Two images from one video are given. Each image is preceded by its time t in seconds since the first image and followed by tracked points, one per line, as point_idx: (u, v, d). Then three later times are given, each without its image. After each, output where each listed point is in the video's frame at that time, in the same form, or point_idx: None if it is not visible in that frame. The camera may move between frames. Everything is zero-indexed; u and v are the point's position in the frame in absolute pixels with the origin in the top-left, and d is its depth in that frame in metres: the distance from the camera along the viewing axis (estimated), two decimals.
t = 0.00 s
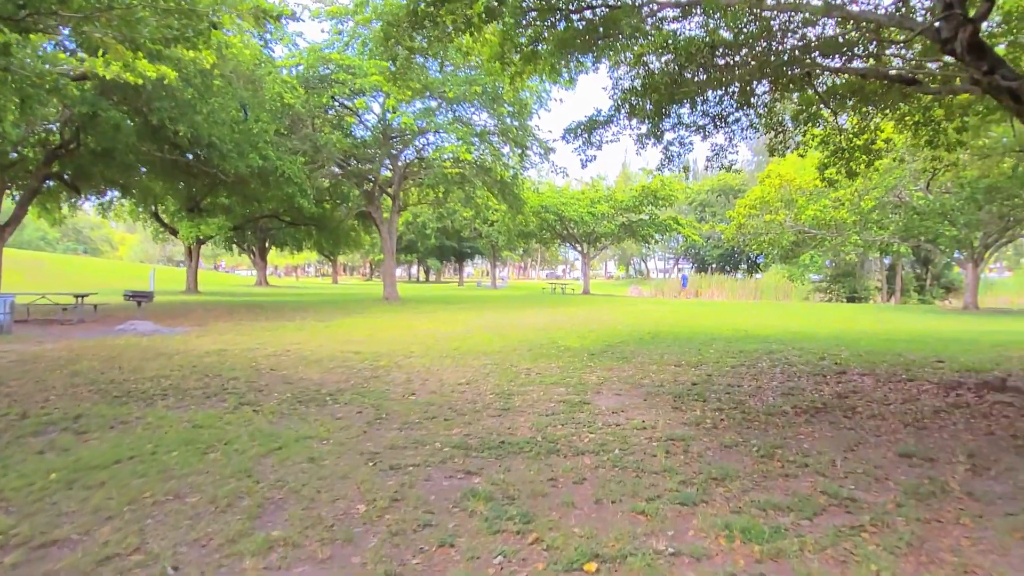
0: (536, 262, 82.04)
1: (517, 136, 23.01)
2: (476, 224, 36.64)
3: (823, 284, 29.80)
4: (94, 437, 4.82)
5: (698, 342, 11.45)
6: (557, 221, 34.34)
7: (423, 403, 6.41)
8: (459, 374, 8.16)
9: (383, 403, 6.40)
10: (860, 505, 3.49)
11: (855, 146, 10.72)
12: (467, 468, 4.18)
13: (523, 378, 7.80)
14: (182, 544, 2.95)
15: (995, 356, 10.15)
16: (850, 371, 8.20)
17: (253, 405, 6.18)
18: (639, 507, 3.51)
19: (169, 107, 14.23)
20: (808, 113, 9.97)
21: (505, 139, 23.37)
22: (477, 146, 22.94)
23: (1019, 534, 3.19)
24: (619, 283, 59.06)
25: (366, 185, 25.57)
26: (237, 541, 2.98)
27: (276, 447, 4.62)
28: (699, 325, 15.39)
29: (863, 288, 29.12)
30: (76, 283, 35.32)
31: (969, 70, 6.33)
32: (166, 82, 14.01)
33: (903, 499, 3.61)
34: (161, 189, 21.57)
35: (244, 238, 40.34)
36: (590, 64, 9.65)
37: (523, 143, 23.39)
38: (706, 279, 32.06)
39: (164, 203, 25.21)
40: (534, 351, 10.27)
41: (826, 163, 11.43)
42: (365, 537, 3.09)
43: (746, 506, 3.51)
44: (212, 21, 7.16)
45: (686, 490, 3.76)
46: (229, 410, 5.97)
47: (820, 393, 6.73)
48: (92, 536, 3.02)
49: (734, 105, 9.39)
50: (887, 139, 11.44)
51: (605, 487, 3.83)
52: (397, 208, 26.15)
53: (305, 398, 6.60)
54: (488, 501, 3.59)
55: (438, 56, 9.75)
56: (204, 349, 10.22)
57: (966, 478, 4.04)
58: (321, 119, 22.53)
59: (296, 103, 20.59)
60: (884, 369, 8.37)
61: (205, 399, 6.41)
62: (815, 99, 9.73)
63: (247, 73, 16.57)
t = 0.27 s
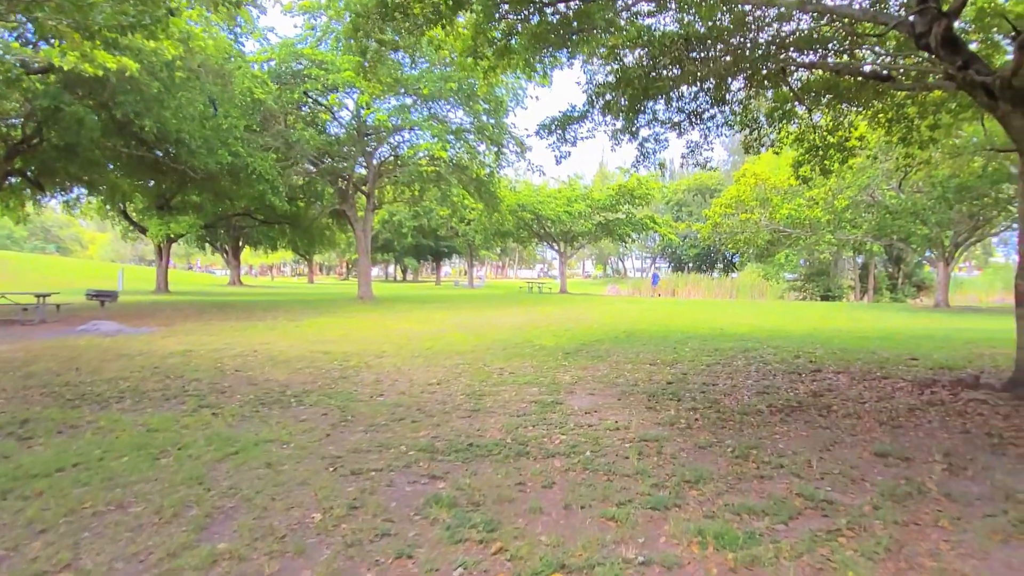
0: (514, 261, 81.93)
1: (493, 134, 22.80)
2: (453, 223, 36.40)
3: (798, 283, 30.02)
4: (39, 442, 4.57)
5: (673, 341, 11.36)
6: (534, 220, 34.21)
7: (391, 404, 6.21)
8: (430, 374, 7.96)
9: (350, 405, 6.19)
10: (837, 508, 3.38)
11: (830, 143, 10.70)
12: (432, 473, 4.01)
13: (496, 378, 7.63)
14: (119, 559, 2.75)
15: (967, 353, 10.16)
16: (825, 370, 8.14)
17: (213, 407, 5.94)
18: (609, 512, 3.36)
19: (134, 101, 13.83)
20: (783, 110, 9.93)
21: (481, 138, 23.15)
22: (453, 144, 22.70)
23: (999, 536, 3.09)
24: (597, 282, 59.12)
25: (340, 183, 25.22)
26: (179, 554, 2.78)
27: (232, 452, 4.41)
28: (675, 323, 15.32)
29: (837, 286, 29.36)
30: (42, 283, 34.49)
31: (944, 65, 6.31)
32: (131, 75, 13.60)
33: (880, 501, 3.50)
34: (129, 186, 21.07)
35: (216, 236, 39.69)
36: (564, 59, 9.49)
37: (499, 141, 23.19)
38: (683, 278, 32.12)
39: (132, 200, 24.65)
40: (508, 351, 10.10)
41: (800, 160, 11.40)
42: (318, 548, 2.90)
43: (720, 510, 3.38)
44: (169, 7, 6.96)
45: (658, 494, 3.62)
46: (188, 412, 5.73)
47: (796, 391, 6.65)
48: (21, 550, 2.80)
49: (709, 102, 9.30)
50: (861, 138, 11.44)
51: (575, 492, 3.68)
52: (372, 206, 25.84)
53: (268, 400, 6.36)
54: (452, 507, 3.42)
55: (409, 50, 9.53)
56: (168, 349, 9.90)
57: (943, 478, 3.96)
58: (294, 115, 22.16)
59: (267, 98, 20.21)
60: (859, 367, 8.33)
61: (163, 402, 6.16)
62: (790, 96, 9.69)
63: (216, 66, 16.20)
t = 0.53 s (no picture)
0: (495, 263, 81.72)
1: (472, 135, 22.58)
2: (432, 224, 36.16)
3: (776, 285, 30.22)
4: None
5: (651, 344, 11.25)
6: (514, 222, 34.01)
7: (359, 412, 6.01)
8: (403, 380, 7.76)
9: (318, 413, 5.99)
10: (814, 524, 3.27)
11: (807, 146, 10.67)
12: (396, 486, 3.85)
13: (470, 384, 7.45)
14: None
15: (942, 357, 10.15)
16: (802, 374, 8.09)
17: (174, 416, 5.73)
18: (580, 530, 3.21)
19: (102, 98, 13.47)
20: (760, 113, 9.90)
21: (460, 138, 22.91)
22: (431, 144, 22.47)
23: (978, 552, 2.99)
24: (577, 284, 59.08)
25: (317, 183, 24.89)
26: None
27: (188, 465, 4.21)
28: (653, 326, 15.24)
29: (814, 289, 29.52)
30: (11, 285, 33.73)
31: (921, 68, 6.25)
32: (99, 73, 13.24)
33: (857, 515, 3.40)
34: (100, 186, 20.61)
35: (192, 237, 39.11)
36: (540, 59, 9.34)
37: (478, 142, 22.99)
38: (662, 280, 32.14)
39: (104, 200, 24.17)
40: (483, 355, 9.93)
41: (778, 163, 11.36)
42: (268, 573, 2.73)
43: (693, 527, 3.25)
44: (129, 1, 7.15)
45: (632, 510, 3.48)
46: (147, 421, 5.52)
47: (772, 397, 6.57)
48: None
49: (687, 103, 9.20)
50: (838, 141, 11.41)
51: (543, 507, 3.53)
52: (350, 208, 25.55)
53: (233, 408, 6.15)
54: (414, 525, 3.26)
55: (383, 48, 9.35)
56: (133, 354, 9.62)
57: (921, 489, 3.87)
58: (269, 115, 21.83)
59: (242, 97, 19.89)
60: (835, 372, 8.29)
61: (122, 410, 5.93)
62: (767, 98, 9.64)
63: (188, 63, 15.86)
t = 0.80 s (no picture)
0: (465, 261, 81.41)
1: (440, 131, 22.34)
2: (401, 221, 35.80)
3: (742, 282, 30.53)
4: None
5: (619, 342, 11.18)
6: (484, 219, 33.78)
7: (321, 413, 5.82)
8: (367, 379, 7.57)
9: (277, 414, 5.78)
10: (785, 524, 3.18)
11: (774, 143, 10.71)
12: (354, 492, 3.68)
13: (435, 383, 7.30)
14: None
15: (906, 352, 10.26)
16: (770, 371, 8.07)
17: (123, 420, 5.47)
18: (545, 536, 3.08)
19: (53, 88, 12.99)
20: (727, 110, 9.91)
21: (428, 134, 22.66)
22: (399, 140, 22.20)
23: (951, 552, 2.93)
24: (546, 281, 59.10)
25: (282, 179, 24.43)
26: None
27: (134, 472, 3.99)
28: (622, 323, 15.22)
29: (779, 285, 29.88)
30: None
31: (887, 64, 6.26)
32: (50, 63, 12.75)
33: (829, 515, 3.32)
34: (54, 180, 19.94)
35: (153, 234, 38.18)
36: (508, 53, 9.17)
37: (446, 138, 22.77)
38: (631, 277, 32.24)
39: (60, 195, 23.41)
40: (450, 353, 9.76)
41: (745, 161, 11.38)
42: None
43: (662, 530, 3.14)
44: None
45: (599, 514, 3.36)
46: (93, 425, 5.25)
47: (741, 394, 6.52)
48: None
49: (655, 99, 9.13)
50: (804, 138, 11.47)
51: (508, 512, 3.39)
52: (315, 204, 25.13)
53: (187, 410, 5.91)
54: (371, 533, 3.09)
55: (346, 39, 9.12)
56: (86, 355, 9.26)
57: (891, 487, 3.81)
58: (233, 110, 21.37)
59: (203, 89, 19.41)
60: (802, 368, 8.29)
61: (68, 413, 5.65)
62: (734, 95, 9.64)
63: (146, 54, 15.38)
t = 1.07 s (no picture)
0: (418, 259, 80.68)
1: (392, 126, 21.92)
2: (352, 219, 35.15)
3: (694, 280, 30.87)
4: None
5: (574, 340, 11.04)
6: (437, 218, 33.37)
7: (264, 418, 5.52)
8: (313, 381, 7.25)
9: (215, 419, 5.45)
10: (747, 529, 3.06)
11: (726, 141, 10.71)
12: (294, 503, 3.42)
13: (385, 385, 7.03)
14: None
15: (855, 348, 10.38)
16: (725, 368, 8.03)
17: (45, 428, 5.07)
18: (498, 548, 2.88)
19: None
20: (680, 108, 9.87)
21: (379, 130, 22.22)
22: (349, 135, 21.72)
23: (916, 554, 2.84)
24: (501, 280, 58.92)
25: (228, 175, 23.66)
26: None
27: (50, 486, 3.65)
28: (576, 321, 15.11)
29: (730, 283, 30.30)
30: None
31: (839, 58, 6.24)
32: None
33: (791, 517, 3.21)
34: None
35: (92, 232, 36.66)
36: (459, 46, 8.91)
37: (397, 135, 22.37)
38: (585, 275, 32.28)
39: None
40: (402, 353, 9.48)
41: (697, 158, 11.36)
42: None
43: (621, 538, 2.98)
44: None
45: (555, 521, 3.18)
46: (10, 434, 4.85)
47: (697, 392, 6.44)
48: None
49: (609, 94, 9.00)
50: (755, 136, 11.51)
51: (459, 522, 3.19)
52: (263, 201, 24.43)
53: (117, 417, 5.53)
54: (309, 550, 2.85)
55: (290, 28, 8.75)
56: (11, 358, 8.69)
57: (851, 486, 3.74)
58: (175, 103, 20.58)
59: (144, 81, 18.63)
60: (756, 365, 8.27)
61: None
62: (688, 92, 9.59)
63: (81, 43, 14.65)
